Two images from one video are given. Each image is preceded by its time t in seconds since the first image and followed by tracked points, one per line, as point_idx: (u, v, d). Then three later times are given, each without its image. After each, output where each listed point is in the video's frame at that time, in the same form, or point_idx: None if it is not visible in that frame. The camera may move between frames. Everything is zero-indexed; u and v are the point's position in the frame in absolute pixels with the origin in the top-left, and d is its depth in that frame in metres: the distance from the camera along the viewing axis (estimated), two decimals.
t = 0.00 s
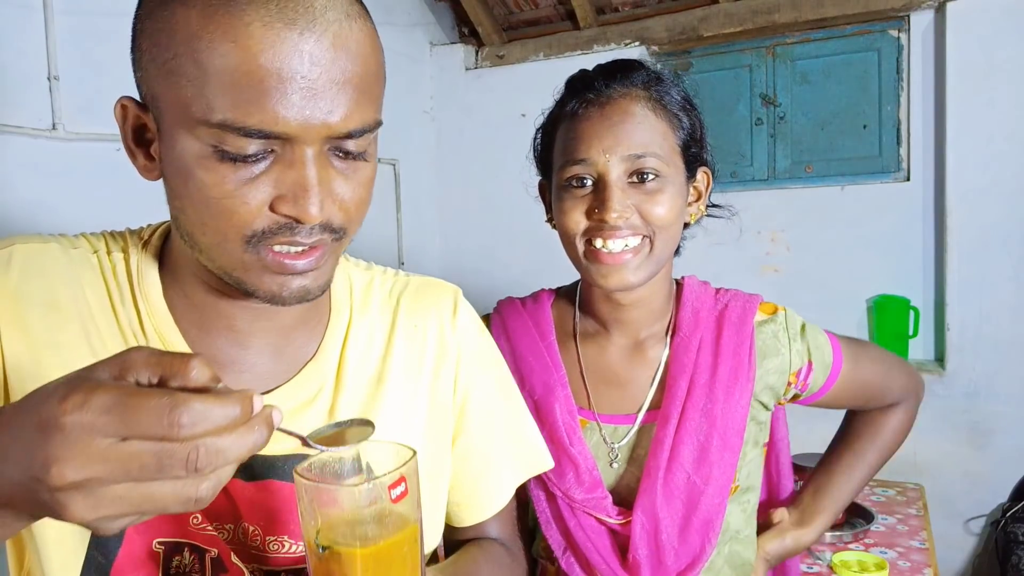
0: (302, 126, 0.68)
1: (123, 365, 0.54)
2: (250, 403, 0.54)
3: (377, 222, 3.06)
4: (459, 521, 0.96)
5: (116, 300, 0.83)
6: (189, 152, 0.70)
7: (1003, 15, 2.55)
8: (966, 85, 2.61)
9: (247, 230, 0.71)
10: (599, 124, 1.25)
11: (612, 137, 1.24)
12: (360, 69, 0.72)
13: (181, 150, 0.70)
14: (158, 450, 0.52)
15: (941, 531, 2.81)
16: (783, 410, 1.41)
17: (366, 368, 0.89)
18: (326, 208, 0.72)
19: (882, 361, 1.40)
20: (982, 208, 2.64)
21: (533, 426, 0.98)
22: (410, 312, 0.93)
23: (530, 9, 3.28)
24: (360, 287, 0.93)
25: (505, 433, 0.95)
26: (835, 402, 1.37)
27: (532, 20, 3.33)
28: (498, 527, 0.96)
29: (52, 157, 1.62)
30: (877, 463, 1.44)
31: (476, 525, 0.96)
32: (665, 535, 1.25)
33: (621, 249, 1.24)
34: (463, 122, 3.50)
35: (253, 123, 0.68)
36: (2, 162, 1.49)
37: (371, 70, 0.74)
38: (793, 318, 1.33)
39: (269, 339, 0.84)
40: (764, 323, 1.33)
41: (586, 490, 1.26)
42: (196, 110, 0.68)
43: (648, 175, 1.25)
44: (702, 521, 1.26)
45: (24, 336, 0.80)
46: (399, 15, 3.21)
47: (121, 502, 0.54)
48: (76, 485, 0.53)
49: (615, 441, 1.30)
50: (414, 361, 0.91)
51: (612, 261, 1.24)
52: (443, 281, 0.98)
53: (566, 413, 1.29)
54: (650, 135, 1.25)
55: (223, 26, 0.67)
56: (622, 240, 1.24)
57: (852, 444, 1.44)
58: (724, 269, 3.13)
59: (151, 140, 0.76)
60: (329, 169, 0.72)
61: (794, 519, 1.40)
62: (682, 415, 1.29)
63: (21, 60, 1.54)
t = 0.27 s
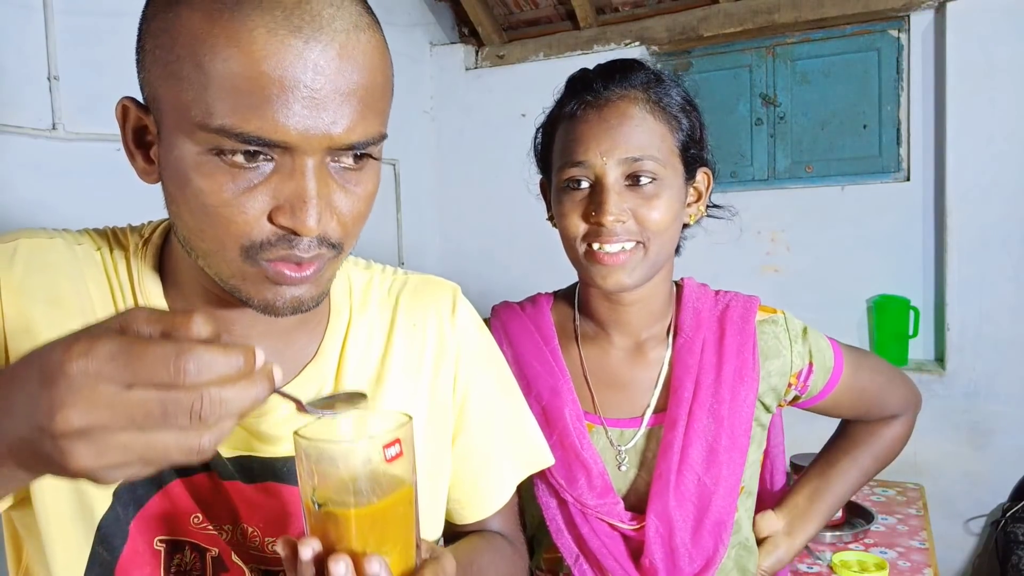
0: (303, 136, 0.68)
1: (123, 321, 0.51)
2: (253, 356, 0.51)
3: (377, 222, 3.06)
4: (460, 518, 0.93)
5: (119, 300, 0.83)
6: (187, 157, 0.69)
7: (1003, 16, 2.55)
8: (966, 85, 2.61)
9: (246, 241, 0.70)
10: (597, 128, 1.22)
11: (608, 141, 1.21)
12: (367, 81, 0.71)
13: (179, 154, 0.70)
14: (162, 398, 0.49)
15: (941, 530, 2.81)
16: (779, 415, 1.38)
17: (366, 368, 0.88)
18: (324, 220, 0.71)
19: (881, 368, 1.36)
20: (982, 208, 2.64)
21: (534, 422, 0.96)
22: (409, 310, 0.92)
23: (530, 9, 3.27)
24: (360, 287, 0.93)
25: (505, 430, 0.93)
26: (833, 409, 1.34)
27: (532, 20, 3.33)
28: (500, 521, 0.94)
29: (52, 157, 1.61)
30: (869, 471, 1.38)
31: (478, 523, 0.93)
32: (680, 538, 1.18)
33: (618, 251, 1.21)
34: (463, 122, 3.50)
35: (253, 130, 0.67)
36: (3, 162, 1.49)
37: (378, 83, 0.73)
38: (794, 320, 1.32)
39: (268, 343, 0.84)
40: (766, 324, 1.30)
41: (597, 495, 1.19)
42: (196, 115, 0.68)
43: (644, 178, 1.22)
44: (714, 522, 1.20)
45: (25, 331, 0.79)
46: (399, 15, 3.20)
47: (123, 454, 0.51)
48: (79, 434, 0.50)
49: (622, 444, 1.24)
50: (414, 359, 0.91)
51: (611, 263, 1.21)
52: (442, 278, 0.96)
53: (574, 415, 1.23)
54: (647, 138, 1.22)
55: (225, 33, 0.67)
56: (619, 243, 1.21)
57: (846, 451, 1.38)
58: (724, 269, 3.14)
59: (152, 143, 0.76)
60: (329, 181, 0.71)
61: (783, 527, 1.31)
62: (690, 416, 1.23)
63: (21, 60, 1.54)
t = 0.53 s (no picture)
0: (314, 155, 0.66)
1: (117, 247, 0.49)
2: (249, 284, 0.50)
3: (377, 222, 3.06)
4: (459, 516, 0.92)
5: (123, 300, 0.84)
6: (192, 172, 0.67)
7: (1003, 16, 2.55)
8: (966, 85, 2.61)
9: (252, 260, 0.68)
10: (609, 128, 1.17)
11: (617, 142, 1.16)
12: (378, 98, 0.70)
13: (184, 168, 0.68)
14: (161, 316, 0.48)
15: (941, 530, 2.81)
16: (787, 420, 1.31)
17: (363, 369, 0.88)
18: (330, 238, 0.68)
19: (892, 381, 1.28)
20: (982, 208, 2.64)
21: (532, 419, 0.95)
22: (407, 309, 0.92)
23: (530, 9, 3.27)
24: (359, 289, 0.93)
25: (503, 427, 0.92)
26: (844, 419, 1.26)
27: (532, 20, 3.32)
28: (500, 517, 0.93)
29: (51, 157, 1.61)
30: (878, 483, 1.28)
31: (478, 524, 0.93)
32: (684, 545, 1.12)
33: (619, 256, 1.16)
34: (463, 122, 3.50)
35: (262, 148, 0.65)
36: (4, 162, 1.49)
37: (389, 102, 0.72)
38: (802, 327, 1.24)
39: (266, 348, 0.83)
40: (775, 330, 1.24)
41: (600, 498, 1.15)
42: (202, 131, 0.66)
43: (651, 183, 1.16)
44: (719, 528, 1.14)
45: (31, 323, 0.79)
46: (399, 15, 3.20)
47: (119, 372, 0.50)
48: (75, 347, 0.49)
49: (625, 447, 1.19)
50: (413, 359, 0.91)
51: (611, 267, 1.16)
52: (440, 276, 0.96)
53: (579, 417, 1.19)
54: (657, 141, 1.16)
55: (235, 47, 0.65)
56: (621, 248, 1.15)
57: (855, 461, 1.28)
58: (724, 268, 3.14)
59: (155, 154, 0.74)
60: (337, 200, 0.69)
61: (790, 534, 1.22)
62: (696, 421, 1.17)
63: (21, 60, 1.54)
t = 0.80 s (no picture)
0: (317, 166, 0.66)
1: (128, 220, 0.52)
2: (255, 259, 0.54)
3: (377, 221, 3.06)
4: (457, 516, 0.92)
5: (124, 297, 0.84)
6: (193, 181, 0.67)
7: (1003, 15, 2.55)
8: (966, 84, 2.61)
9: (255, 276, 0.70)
10: (630, 116, 1.17)
11: (636, 131, 1.15)
12: (382, 108, 0.70)
13: (184, 178, 0.68)
14: (171, 287, 0.51)
15: (942, 531, 2.81)
16: (801, 426, 1.24)
17: (362, 370, 0.88)
18: (331, 249, 0.68)
19: (914, 389, 1.22)
20: (982, 208, 2.64)
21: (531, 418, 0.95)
22: (406, 310, 0.92)
23: (530, 9, 3.27)
24: (359, 291, 0.93)
25: (500, 426, 0.92)
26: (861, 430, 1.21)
27: (532, 20, 3.32)
28: (500, 515, 0.93)
29: (51, 156, 1.61)
30: (902, 498, 1.23)
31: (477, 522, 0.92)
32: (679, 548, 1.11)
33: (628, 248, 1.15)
34: (463, 122, 3.50)
35: (264, 160, 0.65)
36: (3, 162, 1.49)
37: (394, 111, 0.72)
38: (813, 332, 1.20)
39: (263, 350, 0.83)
40: (783, 334, 1.20)
41: (597, 497, 1.14)
42: (203, 141, 0.66)
43: (667, 177, 1.16)
44: (716, 533, 1.11)
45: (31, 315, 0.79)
46: (399, 15, 3.20)
47: (127, 342, 0.52)
48: (86, 316, 0.51)
49: (626, 447, 1.18)
50: (411, 358, 0.91)
51: (620, 262, 1.15)
52: (437, 275, 0.96)
53: (579, 416, 1.19)
54: (677, 133, 1.16)
55: (238, 58, 0.65)
56: (632, 244, 1.14)
57: (877, 476, 1.23)
58: (724, 268, 3.14)
59: (153, 161, 0.73)
60: (339, 211, 0.69)
61: (808, 550, 1.18)
62: (696, 424, 1.15)
63: (21, 60, 1.54)
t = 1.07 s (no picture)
0: (316, 175, 0.66)
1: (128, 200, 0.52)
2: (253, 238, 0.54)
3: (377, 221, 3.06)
4: (457, 517, 0.92)
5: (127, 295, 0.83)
6: (192, 191, 0.67)
7: (1003, 15, 2.55)
8: (967, 85, 2.61)
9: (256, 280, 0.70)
10: (632, 115, 1.17)
11: (638, 129, 1.15)
12: (381, 117, 0.70)
13: (183, 187, 0.67)
14: (173, 266, 0.51)
15: (942, 531, 2.80)
16: (818, 434, 1.19)
17: (363, 372, 0.88)
18: (331, 255, 0.69)
19: (937, 399, 1.15)
20: (982, 208, 2.64)
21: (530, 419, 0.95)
22: (407, 312, 0.93)
23: (530, 9, 3.27)
24: (359, 293, 0.93)
25: (499, 427, 0.92)
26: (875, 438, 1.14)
27: (532, 20, 3.32)
28: (500, 518, 0.93)
29: (51, 156, 1.61)
30: (924, 515, 1.15)
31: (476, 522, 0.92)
32: (676, 547, 1.10)
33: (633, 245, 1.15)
34: (463, 122, 3.50)
35: (262, 170, 0.65)
36: (3, 162, 1.49)
37: (393, 119, 0.72)
38: (822, 335, 1.15)
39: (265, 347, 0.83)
40: (789, 336, 1.17)
41: (595, 494, 1.14)
42: (201, 151, 0.65)
43: (671, 175, 1.16)
44: (713, 534, 1.10)
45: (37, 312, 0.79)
46: (399, 15, 3.20)
47: (130, 320, 0.52)
48: (90, 294, 0.51)
49: (626, 445, 1.18)
50: (412, 360, 0.91)
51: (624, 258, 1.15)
52: (438, 278, 0.97)
53: (580, 414, 1.19)
54: (680, 131, 1.16)
55: (236, 69, 0.65)
56: (632, 241, 1.14)
57: (896, 489, 1.16)
58: (725, 268, 3.14)
59: (153, 168, 0.73)
60: (337, 216, 0.69)
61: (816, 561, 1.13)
62: (696, 423, 1.14)
63: (21, 60, 1.54)
